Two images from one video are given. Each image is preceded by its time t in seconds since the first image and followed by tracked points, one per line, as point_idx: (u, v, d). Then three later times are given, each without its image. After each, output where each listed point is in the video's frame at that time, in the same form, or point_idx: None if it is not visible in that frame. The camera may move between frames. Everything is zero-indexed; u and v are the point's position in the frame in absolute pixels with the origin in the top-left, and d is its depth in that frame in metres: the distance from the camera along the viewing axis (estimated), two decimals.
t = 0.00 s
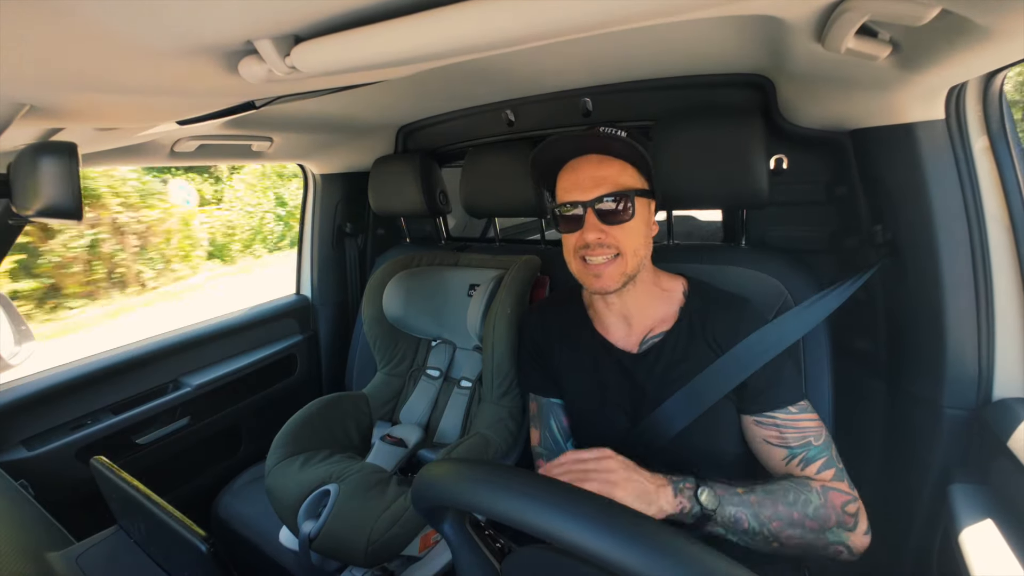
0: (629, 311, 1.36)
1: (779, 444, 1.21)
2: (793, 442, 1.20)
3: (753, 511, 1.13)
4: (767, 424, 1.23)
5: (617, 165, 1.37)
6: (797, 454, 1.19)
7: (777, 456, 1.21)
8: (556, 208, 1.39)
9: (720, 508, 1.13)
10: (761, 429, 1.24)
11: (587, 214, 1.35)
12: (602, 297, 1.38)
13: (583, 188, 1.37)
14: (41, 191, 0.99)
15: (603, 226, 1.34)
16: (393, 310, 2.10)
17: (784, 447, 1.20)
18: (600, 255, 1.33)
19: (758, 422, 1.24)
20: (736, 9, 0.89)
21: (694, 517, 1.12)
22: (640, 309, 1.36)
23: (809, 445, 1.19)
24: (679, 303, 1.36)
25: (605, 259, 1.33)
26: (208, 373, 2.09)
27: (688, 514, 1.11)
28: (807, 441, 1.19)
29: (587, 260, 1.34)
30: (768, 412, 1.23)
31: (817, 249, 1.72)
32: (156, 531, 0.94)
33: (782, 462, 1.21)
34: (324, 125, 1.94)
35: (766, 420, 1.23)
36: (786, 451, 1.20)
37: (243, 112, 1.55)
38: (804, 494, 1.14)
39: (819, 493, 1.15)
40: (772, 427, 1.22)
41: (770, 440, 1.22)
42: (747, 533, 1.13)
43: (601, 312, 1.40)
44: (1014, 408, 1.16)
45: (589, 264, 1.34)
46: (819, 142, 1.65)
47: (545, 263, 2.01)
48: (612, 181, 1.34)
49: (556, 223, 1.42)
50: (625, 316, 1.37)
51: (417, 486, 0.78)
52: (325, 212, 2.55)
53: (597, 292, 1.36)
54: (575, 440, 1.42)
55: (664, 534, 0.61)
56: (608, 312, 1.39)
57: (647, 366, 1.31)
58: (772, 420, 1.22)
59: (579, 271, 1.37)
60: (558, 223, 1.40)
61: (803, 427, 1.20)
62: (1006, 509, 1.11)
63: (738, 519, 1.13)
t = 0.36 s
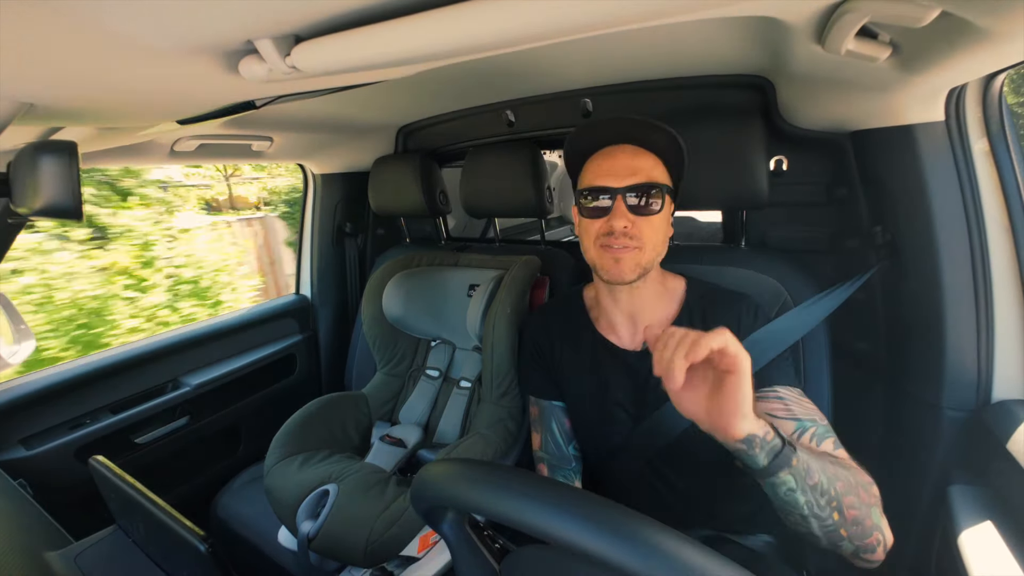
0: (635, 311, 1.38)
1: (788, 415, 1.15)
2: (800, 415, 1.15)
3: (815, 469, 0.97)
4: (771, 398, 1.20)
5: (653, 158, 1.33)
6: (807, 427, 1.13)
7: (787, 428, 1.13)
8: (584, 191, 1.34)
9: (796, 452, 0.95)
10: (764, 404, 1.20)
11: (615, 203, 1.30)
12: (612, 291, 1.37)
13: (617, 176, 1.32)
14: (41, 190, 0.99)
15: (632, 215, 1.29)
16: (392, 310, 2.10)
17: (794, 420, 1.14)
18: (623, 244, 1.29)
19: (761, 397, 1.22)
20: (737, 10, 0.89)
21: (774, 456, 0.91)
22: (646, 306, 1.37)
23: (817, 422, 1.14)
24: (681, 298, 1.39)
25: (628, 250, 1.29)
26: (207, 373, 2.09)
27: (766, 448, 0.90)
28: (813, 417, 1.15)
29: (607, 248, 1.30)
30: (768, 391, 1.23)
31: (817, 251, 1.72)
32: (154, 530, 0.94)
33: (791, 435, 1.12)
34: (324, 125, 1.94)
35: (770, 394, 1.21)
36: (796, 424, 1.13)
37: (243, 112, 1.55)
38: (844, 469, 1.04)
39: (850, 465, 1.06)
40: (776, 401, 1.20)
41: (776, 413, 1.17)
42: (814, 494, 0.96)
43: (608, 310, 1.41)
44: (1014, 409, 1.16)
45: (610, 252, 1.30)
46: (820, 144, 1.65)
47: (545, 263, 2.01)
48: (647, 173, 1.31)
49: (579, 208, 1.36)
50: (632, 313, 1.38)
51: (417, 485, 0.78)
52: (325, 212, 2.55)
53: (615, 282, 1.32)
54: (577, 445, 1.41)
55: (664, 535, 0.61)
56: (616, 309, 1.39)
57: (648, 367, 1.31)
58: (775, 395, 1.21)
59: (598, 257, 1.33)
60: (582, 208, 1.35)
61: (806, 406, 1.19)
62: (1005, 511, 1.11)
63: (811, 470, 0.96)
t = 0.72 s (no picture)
0: (635, 308, 1.36)
1: (779, 425, 1.20)
2: (792, 424, 1.20)
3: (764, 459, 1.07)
4: (765, 407, 1.24)
5: (643, 153, 1.34)
6: (798, 436, 1.18)
7: (778, 438, 1.19)
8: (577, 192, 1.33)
9: (744, 439, 1.05)
10: (757, 413, 1.24)
11: (610, 201, 1.29)
12: (613, 290, 1.35)
13: (610, 174, 1.31)
14: (39, 187, 0.98)
15: (628, 210, 1.29)
16: (391, 309, 2.10)
17: (785, 430, 1.19)
18: (621, 242, 1.28)
19: (755, 406, 1.25)
20: (738, 10, 0.90)
21: (718, 440, 1.03)
22: (646, 302, 1.36)
23: (809, 427, 1.19)
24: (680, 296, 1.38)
25: (626, 244, 1.28)
26: (206, 371, 2.09)
27: (711, 434, 1.02)
28: (806, 423, 1.19)
29: (605, 246, 1.29)
30: (765, 397, 1.24)
31: (816, 251, 1.72)
32: (153, 528, 0.94)
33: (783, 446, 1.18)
34: (323, 123, 1.94)
35: (763, 403, 1.24)
36: (787, 433, 1.19)
37: (243, 111, 1.55)
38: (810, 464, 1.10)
39: (828, 463, 1.11)
40: (769, 410, 1.23)
41: (770, 423, 1.22)
42: (763, 477, 1.06)
43: (607, 309, 1.39)
44: (1012, 410, 1.16)
45: (609, 250, 1.29)
46: (820, 144, 1.65)
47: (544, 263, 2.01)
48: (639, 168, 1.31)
49: (573, 207, 1.35)
50: (631, 310, 1.37)
51: (416, 484, 0.78)
52: (324, 211, 2.55)
53: (616, 278, 1.30)
54: (574, 442, 1.41)
55: (661, 536, 0.61)
56: (615, 307, 1.38)
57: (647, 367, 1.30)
58: (769, 403, 1.23)
59: (596, 257, 1.32)
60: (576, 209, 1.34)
61: (801, 411, 1.21)
62: (1003, 513, 1.11)
63: (760, 456, 1.06)
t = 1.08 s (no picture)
0: (634, 310, 1.36)
1: (782, 437, 1.22)
2: (793, 436, 1.22)
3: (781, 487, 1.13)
4: (770, 418, 1.24)
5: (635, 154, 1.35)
6: (796, 448, 1.22)
7: (777, 449, 1.22)
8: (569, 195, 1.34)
9: (762, 489, 1.10)
10: (762, 422, 1.25)
11: (602, 203, 1.31)
12: (610, 292, 1.36)
13: (601, 176, 1.33)
14: (38, 184, 0.98)
15: (620, 212, 1.30)
16: (390, 307, 2.11)
17: (785, 441, 1.22)
18: (614, 244, 1.29)
19: (761, 415, 1.25)
20: (738, 10, 0.90)
21: (740, 495, 1.07)
22: (646, 304, 1.36)
23: (806, 440, 1.22)
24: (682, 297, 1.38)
25: (620, 246, 1.29)
26: (205, 369, 2.08)
27: (735, 491, 1.07)
28: (804, 435, 1.23)
29: (598, 249, 1.31)
30: (768, 405, 1.25)
31: (815, 252, 1.72)
32: (151, 526, 0.94)
33: (782, 457, 1.22)
34: (323, 121, 1.94)
35: (767, 413, 1.25)
36: (787, 445, 1.22)
37: (243, 108, 1.55)
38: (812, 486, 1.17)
39: (821, 484, 1.19)
40: (774, 421, 1.24)
41: (772, 433, 1.24)
42: (773, 517, 1.13)
43: (606, 311, 1.39)
44: (1010, 411, 1.17)
45: (602, 252, 1.30)
46: (819, 144, 1.66)
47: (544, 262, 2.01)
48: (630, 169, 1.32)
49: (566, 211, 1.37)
50: (629, 311, 1.37)
51: (415, 483, 0.77)
52: (324, 209, 2.55)
53: (611, 281, 1.31)
54: (579, 444, 1.43)
55: (661, 535, 0.62)
56: (613, 309, 1.38)
57: (646, 367, 1.31)
58: (774, 414, 1.24)
59: (590, 259, 1.33)
60: (569, 211, 1.35)
61: (800, 422, 1.24)
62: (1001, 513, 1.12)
63: (775, 501, 1.11)
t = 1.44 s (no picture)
0: (636, 319, 1.34)
1: (776, 443, 1.17)
2: (790, 445, 1.16)
3: (822, 533, 0.95)
4: (766, 423, 1.20)
5: (632, 164, 1.31)
6: (794, 459, 1.14)
7: (771, 456, 1.16)
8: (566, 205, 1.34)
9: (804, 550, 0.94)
10: (757, 427, 1.21)
11: (597, 214, 1.30)
12: (609, 303, 1.35)
13: (596, 187, 1.31)
14: (41, 191, 0.98)
15: (614, 225, 1.29)
16: (392, 312, 2.11)
17: (781, 449, 1.16)
18: (608, 256, 1.28)
19: (755, 420, 1.21)
20: (736, 12, 0.90)
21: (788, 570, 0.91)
22: (649, 313, 1.33)
23: (807, 454, 1.14)
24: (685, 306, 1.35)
25: (614, 259, 1.28)
26: (206, 374, 2.08)
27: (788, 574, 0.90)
28: (805, 448, 1.15)
29: (593, 261, 1.30)
30: (766, 413, 1.21)
31: (815, 253, 1.72)
32: (151, 532, 0.94)
33: (776, 466, 1.15)
34: (323, 127, 1.95)
35: (764, 418, 1.21)
36: (783, 453, 1.15)
37: (243, 114, 1.55)
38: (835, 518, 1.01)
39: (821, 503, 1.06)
40: (770, 427, 1.20)
41: (767, 440, 1.19)
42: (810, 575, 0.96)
43: (608, 319, 1.37)
44: (1013, 412, 1.16)
45: (596, 263, 1.30)
46: (817, 146, 1.66)
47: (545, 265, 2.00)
48: (625, 180, 1.29)
49: (564, 220, 1.36)
50: (631, 321, 1.34)
51: (416, 488, 0.77)
52: (325, 215, 2.56)
53: (606, 294, 1.31)
54: (580, 448, 1.43)
55: (664, 538, 0.61)
56: (615, 318, 1.36)
57: (647, 375, 1.30)
58: (771, 420, 1.20)
59: (585, 271, 1.33)
60: (568, 220, 1.35)
61: (800, 435, 1.18)
62: (1005, 514, 1.11)
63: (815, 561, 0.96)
